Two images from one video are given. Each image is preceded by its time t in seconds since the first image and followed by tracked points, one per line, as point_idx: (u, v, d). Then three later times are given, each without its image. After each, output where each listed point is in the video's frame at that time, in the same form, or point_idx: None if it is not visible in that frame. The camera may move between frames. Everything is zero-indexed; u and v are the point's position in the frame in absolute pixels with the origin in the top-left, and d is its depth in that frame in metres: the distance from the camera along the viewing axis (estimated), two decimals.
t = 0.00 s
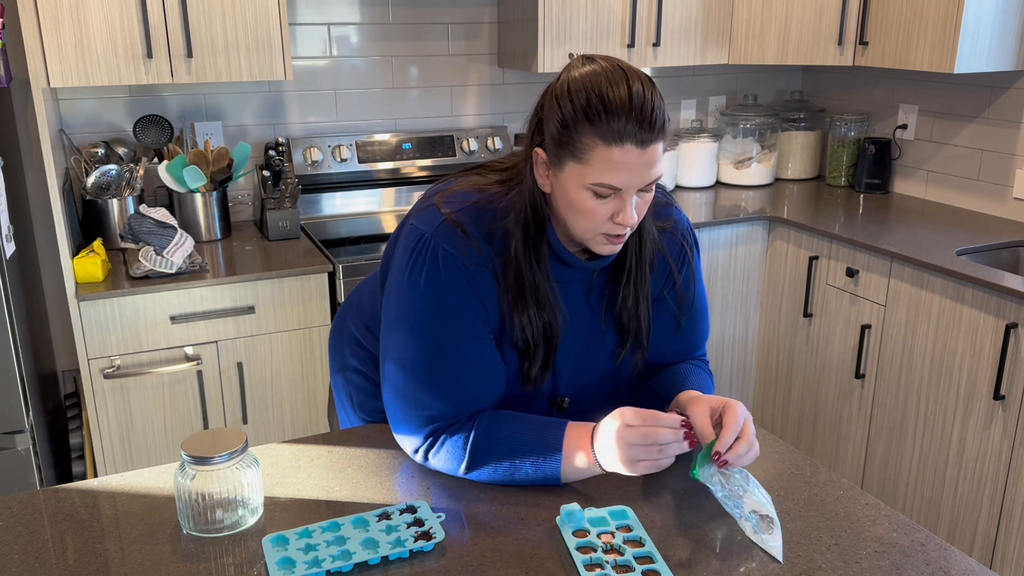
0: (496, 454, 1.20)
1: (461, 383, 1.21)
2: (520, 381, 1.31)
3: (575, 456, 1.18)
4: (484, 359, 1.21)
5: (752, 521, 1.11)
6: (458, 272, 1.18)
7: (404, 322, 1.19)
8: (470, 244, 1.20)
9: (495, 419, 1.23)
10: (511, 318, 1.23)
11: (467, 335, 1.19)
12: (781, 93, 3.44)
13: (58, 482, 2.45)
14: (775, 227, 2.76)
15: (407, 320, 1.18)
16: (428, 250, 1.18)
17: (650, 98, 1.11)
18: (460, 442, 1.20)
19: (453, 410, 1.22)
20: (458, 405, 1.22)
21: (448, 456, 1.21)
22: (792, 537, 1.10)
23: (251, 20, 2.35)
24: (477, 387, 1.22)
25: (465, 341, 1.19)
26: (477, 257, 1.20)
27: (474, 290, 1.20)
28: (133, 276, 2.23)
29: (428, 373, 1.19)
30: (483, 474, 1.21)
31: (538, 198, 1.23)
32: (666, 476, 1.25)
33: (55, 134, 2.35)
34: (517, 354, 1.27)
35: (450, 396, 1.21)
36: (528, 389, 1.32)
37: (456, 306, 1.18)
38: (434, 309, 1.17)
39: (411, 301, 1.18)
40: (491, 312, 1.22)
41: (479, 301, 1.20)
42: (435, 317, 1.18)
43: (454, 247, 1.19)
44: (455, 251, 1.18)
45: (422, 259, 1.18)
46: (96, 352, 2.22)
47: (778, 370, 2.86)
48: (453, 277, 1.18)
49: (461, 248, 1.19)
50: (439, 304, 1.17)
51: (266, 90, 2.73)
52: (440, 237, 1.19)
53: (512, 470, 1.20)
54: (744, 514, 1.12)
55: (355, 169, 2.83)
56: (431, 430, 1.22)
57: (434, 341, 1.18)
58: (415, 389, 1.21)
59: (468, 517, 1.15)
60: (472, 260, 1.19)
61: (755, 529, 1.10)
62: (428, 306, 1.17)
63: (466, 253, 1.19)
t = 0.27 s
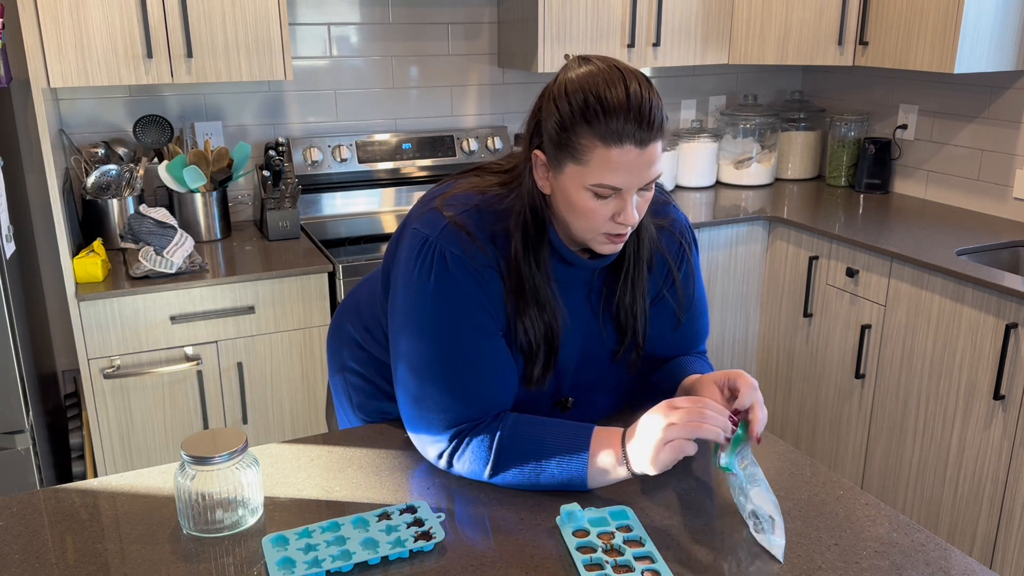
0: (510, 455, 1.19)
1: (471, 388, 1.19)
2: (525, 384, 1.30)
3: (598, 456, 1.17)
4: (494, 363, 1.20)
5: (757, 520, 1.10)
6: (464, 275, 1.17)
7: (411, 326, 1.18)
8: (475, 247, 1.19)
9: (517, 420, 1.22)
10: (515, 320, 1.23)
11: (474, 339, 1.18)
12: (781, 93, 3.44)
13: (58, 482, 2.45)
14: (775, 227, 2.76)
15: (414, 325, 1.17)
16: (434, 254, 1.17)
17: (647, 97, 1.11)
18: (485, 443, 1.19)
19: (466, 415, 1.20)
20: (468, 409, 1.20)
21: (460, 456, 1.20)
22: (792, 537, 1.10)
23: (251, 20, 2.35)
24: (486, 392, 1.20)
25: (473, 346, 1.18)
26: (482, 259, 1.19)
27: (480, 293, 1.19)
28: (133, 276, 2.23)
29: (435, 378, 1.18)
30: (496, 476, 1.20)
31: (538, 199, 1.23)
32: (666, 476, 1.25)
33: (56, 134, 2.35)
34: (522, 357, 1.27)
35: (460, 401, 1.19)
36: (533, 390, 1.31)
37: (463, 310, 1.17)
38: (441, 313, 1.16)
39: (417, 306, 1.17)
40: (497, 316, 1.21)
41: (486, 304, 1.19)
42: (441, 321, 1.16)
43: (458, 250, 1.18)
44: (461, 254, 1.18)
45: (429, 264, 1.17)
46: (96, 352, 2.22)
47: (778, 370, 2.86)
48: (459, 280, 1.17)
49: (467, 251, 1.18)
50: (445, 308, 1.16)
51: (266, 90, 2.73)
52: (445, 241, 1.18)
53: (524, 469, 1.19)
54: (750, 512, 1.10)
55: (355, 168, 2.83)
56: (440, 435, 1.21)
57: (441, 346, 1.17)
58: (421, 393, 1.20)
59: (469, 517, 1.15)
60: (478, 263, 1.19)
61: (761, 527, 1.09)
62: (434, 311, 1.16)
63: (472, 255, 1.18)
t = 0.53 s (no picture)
0: (521, 455, 1.18)
1: (479, 388, 1.19)
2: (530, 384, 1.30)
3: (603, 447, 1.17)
4: (503, 362, 1.19)
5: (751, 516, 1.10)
6: (471, 275, 1.17)
7: (418, 329, 1.17)
8: (481, 248, 1.18)
9: (522, 420, 1.21)
10: (521, 320, 1.22)
11: (482, 340, 1.17)
12: (781, 93, 3.44)
13: (58, 482, 2.45)
14: (775, 227, 2.76)
15: (421, 327, 1.16)
16: (441, 256, 1.16)
17: (654, 96, 1.11)
18: (490, 442, 1.19)
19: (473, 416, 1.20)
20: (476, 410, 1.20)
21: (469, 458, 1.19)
22: (792, 537, 1.10)
23: (251, 20, 2.35)
24: (495, 392, 1.20)
25: (482, 347, 1.17)
26: (488, 259, 1.19)
27: (488, 294, 1.18)
28: (133, 276, 2.23)
29: (443, 380, 1.18)
30: (506, 476, 1.19)
31: (543, 198, 1.23)
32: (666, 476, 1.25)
33: (56, 134, 2.35)
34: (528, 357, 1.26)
35: (468, 402, 1.19)
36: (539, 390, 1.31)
37: (471, 311, 1.16)
38: (449, 314, 1.16)
39: (424, 308, 1.16)
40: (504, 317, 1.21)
41: (493, 305, 1.19)
42: (449, 323, 1.16)
43: (465, 251, 1.17)
44: (467, 256, 1.17)
45: (436, 266, 1.16)
46: (96, 352, 2.22)
47: (778, 370, 2.86)
48: (467, 281, 1.16)
49: (474, 252, 1.18)
50: (453, 309, 1.16)
51: (266, 90, 2.73)
52: (451, 242, 1.17)
53: (535, 469, 1.18)
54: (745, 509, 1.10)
55: (355, 168, 2.83)
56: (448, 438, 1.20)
57: (449, 347, 1.16)
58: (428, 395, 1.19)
59: (469, 517, 1.15)
60: (485, 263, 1.18)
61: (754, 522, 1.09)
62: (441, 312, 1.16)
63: (479, 256, 1.18)
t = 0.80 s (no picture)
0: (534, 458, 1.18)
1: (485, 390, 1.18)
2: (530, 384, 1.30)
3: (620, 440, 1.17)
4: (509, 364, 1.19)
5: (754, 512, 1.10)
6: (473, 277, 1.16)
7: (421, 332, 1.16)
8: (483, 249, 1.18)
9: (535, 417, 1.20)
10: (523, 321, 1.22)
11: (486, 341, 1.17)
12: (781, 93, 3.44)
13: (58, 482, 2.45)
14: (775, 227, 2.76)
15: (424, 330, 1.16)
16: (442, 260, 1.16)
17: (650, 96, 1.11)
18: (505, 442, 1.18)
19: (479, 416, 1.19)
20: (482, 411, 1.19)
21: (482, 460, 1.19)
22: (792, 537, 1.10)
23: (251, 20, 2.35)
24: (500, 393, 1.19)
25: (486, 349, 1.17)
26: (490, 261, 1.18)
27: (490, 295, 1.18)
28: (133, 276, 2.23)
29: (446, 382, 1.17)
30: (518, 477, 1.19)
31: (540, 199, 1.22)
32: (666, 476, 1.25)
33: (55, 134, 2.35)
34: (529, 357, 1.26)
35: (474, 404, 1.18)
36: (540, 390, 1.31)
37: (475, 314, 1.16)
38: (452, 318, 1.15)
39: (427, 312, 1.16)
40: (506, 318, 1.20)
41: (496, 306, 1.18)
42: (452, 325, 1.15)
43: (467, 253, 1.17)
44: (469, 259, 1.16)
45: (438, 270, 1.15)
46: (96, 352, 2.22)
47: (778, 370, 2.86)
48: (470, 283, 1.16)
49: (475, 255, 1.17)
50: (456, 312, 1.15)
51: (266, 90, 2.73)
52: (452, 246, 1.16)
53: (549, 472, 1.18)
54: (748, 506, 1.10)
55: (355, 169, 2.83)
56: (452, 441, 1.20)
57: (452, 350, 1.16)
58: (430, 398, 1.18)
59: (468, 517, 1.15)
60: (487, 265, 1.18)
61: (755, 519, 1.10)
62: (445, 316, 1.15)
63: (481, 259, 1.17)
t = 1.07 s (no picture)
0: (540, 458, 1.18)
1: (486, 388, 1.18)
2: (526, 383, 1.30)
3: (626, 439, 1.17)
4: (510, 364, 1.19)
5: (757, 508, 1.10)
6: (474, 277, 1.16)
7: (422, 335, 1.16)
8: (481, 249, 1.18)
9: (539, 417, 1.20)
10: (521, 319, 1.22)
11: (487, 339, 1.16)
12: (781, 93, 3.44)
13: (58, 482, 2.45)
14: (775, 227, 2.76)
15: (424, 333, 1.15)
16: (440, 263, 1.15)
17: (642, 102, 1.11)
18: (510, 442, 1.18)
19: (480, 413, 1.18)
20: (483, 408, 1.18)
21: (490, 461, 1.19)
22: (792, 537, 1.10)
23: (251, 20, 2.35)
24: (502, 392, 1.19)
25: (489, 347, 1.17)
26: (489, 261, 1.18)
27: (490, 294, 1.18)
28: (133, 276, 2.23)
29: (448, 381, 1.17)
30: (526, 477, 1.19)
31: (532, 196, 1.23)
32: (666, 476, 1.25)
33: (55, 134, 2.35)
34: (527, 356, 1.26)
35: (475, 404, 1.18)
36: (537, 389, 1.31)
37: (475, 315, 1.16)
38: (452, 319, 1.15)
39: (428, 315, 1.15)
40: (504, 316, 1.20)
41: (495, 303, 1.18)
42: (454, 326, 1.15)
43: (466, 254, 1.16)
44: (467, 260, 1.16)
45: (436, 273, 1.15)
46: (96, 352, 2.22)
47: (778, 370, 2.86)
48: (471, 283, 1.16)
49: (474, 256, 1.17)
50: (457, 312, 1.15)
51: (266, 90, 2.73)
52: (450, 248, 1.16)
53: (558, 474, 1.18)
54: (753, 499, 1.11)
55: (355, 169, 2.84)
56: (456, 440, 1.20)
57: (453, 351, 1.16)
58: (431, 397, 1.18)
59: (468, 517, 1.15)
60: (485, 265, 1.18)
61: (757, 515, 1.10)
62: (445, 317, 1.15)
63: (479, 260, 1.17)
